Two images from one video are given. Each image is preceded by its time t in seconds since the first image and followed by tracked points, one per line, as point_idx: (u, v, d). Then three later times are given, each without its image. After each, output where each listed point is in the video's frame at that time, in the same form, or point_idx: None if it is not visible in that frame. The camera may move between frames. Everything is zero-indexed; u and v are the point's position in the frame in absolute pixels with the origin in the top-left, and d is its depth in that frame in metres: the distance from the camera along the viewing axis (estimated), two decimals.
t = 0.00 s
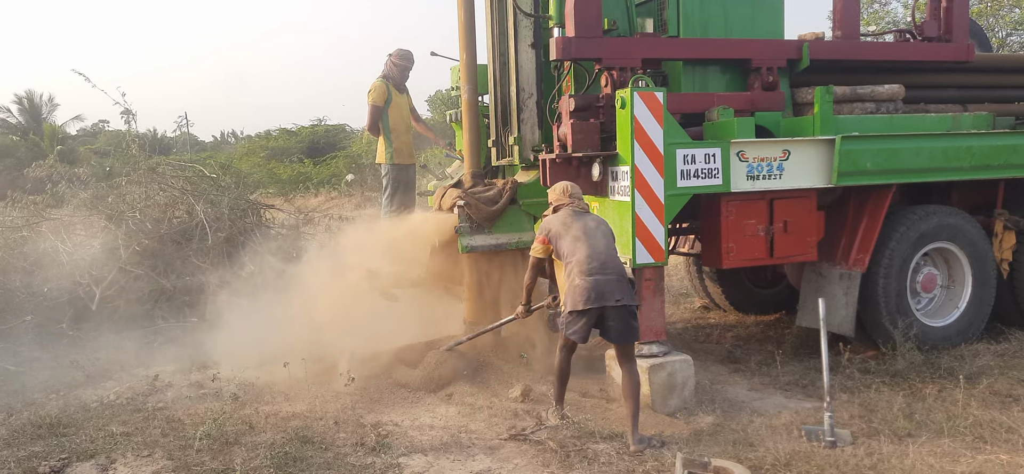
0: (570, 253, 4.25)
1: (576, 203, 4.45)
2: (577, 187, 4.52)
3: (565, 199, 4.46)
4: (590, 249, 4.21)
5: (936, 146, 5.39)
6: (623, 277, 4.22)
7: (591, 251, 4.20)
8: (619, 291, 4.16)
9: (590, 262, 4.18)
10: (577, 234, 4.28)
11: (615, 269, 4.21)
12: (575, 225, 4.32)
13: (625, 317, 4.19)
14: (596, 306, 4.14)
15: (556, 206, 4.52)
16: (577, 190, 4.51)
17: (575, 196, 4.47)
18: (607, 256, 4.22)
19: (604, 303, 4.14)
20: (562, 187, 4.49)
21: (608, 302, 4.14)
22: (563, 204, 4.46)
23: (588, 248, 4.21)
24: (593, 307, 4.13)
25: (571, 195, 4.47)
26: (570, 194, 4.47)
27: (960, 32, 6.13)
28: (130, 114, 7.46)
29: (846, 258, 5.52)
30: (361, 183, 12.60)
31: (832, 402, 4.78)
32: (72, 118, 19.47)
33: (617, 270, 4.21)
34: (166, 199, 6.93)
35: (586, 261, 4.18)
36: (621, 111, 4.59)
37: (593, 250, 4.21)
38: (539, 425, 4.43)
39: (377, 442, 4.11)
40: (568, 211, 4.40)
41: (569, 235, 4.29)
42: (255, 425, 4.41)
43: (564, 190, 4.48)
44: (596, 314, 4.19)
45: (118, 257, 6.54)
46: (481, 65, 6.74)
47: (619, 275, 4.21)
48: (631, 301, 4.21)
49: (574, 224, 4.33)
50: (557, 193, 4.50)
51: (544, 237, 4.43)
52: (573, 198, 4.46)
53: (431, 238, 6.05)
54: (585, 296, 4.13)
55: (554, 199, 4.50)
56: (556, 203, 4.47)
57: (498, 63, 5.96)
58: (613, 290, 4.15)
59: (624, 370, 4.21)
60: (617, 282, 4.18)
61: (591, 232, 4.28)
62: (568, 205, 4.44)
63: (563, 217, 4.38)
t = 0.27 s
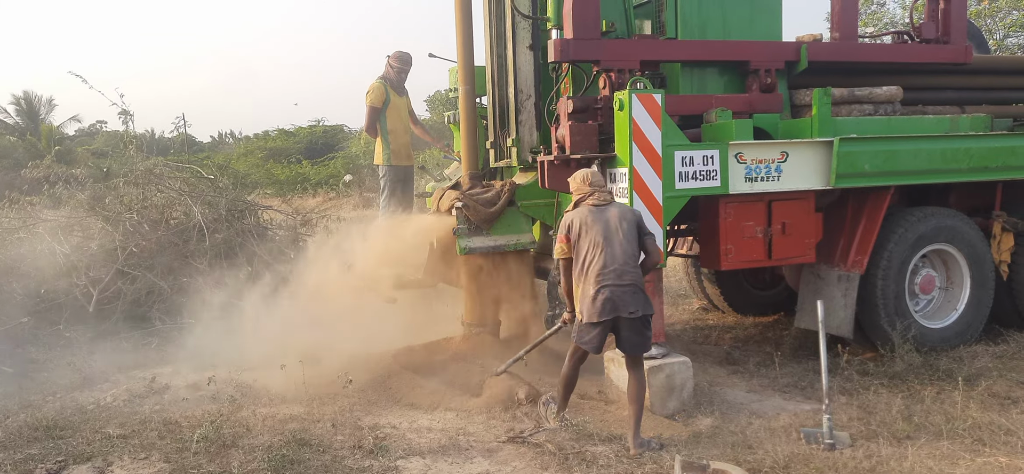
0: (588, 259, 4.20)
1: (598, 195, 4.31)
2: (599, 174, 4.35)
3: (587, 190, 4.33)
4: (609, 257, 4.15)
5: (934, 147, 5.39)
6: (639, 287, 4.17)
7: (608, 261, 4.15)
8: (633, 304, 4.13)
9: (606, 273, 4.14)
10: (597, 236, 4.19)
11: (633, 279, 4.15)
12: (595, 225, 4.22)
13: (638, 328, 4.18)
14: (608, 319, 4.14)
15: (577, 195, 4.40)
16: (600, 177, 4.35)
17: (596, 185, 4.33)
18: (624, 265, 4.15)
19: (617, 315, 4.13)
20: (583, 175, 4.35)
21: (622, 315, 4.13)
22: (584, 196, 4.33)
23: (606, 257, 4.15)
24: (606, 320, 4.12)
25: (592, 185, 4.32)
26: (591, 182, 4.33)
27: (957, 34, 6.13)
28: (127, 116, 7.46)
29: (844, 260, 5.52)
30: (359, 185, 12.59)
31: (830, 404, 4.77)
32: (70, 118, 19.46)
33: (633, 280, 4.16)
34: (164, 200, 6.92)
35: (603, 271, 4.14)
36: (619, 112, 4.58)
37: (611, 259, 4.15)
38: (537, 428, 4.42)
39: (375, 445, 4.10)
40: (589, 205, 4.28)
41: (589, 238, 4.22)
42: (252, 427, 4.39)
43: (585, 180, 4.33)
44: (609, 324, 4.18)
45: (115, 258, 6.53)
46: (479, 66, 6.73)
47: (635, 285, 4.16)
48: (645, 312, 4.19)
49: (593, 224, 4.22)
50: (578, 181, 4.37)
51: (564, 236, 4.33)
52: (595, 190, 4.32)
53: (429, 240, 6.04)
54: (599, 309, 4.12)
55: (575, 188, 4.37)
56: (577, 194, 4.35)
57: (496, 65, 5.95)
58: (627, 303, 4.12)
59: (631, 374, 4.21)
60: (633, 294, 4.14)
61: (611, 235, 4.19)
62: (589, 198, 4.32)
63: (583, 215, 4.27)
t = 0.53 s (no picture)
0: (587, 262, 4.22)
1: (603, 196, 4.28)
2: (606, 174, 4.31)
3: (592, 190, 4.32)
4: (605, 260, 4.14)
5: (932, 148, 5.39)
6: (637, 289, 4.10)
7: (605, 264, 4.14)
8: (629, 307, 4.08)
9: (601, 276, 4.14)
10: (596, 239, 4.19)
11: (631, 281, 4.09)
12: (595, 228, 4.22)
13: (637, 331, 4.14)
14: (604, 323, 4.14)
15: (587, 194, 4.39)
16: (606, 177, 4.31)
17: (601, 185, 4.30)
18: (622, 267, 4.10)
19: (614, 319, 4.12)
20: (588, 175, 4.33)
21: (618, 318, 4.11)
22: (590, 197, 4.33)
23: (602, 260, 4.14)
24: (602, 323, 4.13)
25: (597, 186, 4.30)
26: (596, 182, 4.30)
27: (954, 34, 6.13)
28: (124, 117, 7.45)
29: (842, 261, 5.53)
30: (356, 185, 12.57)
31: (828, 406, 4.77)
32: (65, 117, 19.42)
33: (632, 283, 4.09)
34: (161, 202, 6.90)
35: (599, 274, 4.14)
36: (616, 114, 4.58)
37: (606, 263, 4.13)
38: (535, 430, 4.42)
39: (372, 448, 4.09)
40: (593, 207, 4.27)
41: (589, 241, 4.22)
42: (249, 430, 4.38)
43: (590, 180, 4.31)
44: (608, 326, 4.18)
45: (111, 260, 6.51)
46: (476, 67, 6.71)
47: (634, 288, 4.09)
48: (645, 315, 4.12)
49: (594, 226, 4.23)
50: (585, 181, 4.36)
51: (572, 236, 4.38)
52: (600, 191, 4.30)
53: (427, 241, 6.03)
54: (594, 313, 4.13)
55: (583, 188, 4.37)
56: (584, 196, 4.36)
57: (493, 66, 5.94)
58: (623, 307, 4.08)
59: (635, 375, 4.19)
60: (630, 297, 4.08)
61: (611, 238, 4.16)
62: (594, 199, 4.31)
63: (586, 217, 4.29)
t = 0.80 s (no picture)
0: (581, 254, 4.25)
1: (607, 191, 4.26)
2: (614, 168, 4.27)
3: (598, 183, 4.30)
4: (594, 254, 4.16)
5: (930, 145, 5.38)
6: (623, 286, 4.08)
7: (593, 258, 4.16)
8: (613, 303, 4.07)
9: (589, 270, 4.16)
10: (591, 233, 4.21)
11: (617, 277, 4.08)
12: (591, 221, 4.23)
13: (624, 328, 4.11)
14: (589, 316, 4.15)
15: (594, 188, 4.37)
16: (613, 171, 4.27)
17: (608, 179, 4.27)
18: (609, 262, 4.11)
19: (599, 313, 4.13)
20: (595, 169, 4.31)
21: (603, 313, 4.12)
22: (594, 190, 4.33)
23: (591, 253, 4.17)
24: (587, 316, 4.16)
25: (603, 180, 4.28)
26: (603, 177, 4.27)
27: (953, 31, 6.12)
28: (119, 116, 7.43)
29: (840, 258, 5.52)
30: (354, 185, 12.54)
31: (826, 402, 4.75)
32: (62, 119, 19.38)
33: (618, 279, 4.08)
34: (157, 201, 6.88)
35: (587, 268, 4.17)
36: (614, 111, 4.56)
37: (595, 256, 4.15)
38: (532, 427, 4.40)
39: (369, 446, 4.07)
40: (596, 200, 4.27)
41: (585, 234, 4.24)
42: (245, 429, 4.36)
43: (597, 174, 4.29)
44: (597, 320, 4.19)
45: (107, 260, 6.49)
46: (472, 65, 6.69)
47: (619, 284, 4.08)
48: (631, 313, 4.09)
49: (591, 219, 4.24)
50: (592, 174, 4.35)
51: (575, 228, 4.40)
52: (605, 184, 4.28)
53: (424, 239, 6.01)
54: (580, 305, 4.16)
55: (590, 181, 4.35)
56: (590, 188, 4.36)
57: (490, 63, 5.92)
58: (607, 302, 4.09)
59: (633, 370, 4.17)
60: (614, 293, 4.08)
61: (603, 232, 4.16)
62: (598, 193, 4.30)
63: (587, 210, 4.31)
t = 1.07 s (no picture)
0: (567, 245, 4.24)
1: (596, 184, 4.26)
2: (603, 162, 4.26)
3: (587, 177, 4.29)
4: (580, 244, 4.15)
5: (923, 139, 5.38)
6: (608, 277, 4.07)
7: (579, 249, 4.15)
8: (597, 294, 4.07)
9: (574, 260, 4.16)
10: (578, 224, 4.20)
11: (603, 268, 4.07)
12: (579, 212, 4.23)
13: (608, 319, 4.11)
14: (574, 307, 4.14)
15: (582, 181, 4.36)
16: (602, 165, 4.28)
17: (596, 173, 4.26)
18: (595, 254, 4.10)
19: (584, 303, 4.13)
20: (585, 162, 4.30)
21: (587, 303, 4.12)
22: (583, 183, 4.32)
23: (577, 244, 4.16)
24: (571, 306, 4.15)
25: (592, 173, 4.27)
26: (592, 171, 4.26)
27: (946, 25, 6.12)
28: (110, 114, 7.37)
29: (834, 253, 5.51)
30: (347, 183, 12.51)
31: (820, 397, 4.75)
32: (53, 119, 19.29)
33: (603, 270, 4.07)
34: (148, 199, 6.84)
35: (572, 258, 4.16)
36: (607, 106, 4.55)
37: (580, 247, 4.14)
38: (525, 424, 4.38)
39: (362, 443, 4.05)
40: (584, 193, 4.26)
41: (572, 226, 4.23)
42: (237, 427, 4.33)
43: (586, 168, 4.29)
44: (582, 311, 4.18)
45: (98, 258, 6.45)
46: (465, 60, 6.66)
47: (604, 276, 4.07)
48: (615, 305, 4.09)
49: (579, 211, 4.24)
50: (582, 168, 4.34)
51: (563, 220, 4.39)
52: (594, 178, 4.27)
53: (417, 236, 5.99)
54: (564, 295, 4.16)
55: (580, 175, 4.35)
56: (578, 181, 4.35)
57: (483, 59, 5.90)
58: (591, 293, 4.09)
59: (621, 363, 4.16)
60: (598, 284, 4.07)
61: (590, 223, 4.16)
62: (587, 186, 4.29)
63: (575, 201, 4.30)
